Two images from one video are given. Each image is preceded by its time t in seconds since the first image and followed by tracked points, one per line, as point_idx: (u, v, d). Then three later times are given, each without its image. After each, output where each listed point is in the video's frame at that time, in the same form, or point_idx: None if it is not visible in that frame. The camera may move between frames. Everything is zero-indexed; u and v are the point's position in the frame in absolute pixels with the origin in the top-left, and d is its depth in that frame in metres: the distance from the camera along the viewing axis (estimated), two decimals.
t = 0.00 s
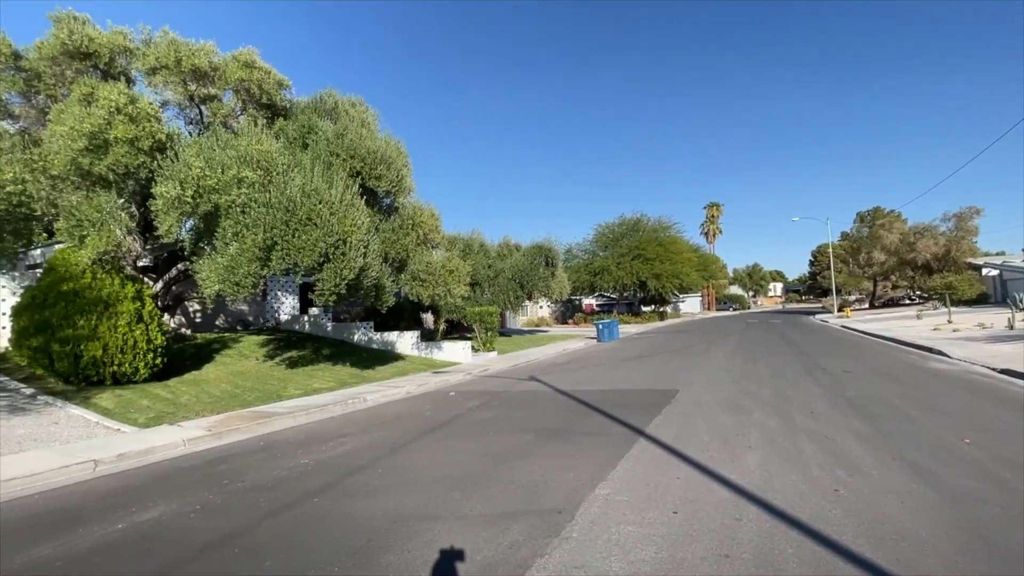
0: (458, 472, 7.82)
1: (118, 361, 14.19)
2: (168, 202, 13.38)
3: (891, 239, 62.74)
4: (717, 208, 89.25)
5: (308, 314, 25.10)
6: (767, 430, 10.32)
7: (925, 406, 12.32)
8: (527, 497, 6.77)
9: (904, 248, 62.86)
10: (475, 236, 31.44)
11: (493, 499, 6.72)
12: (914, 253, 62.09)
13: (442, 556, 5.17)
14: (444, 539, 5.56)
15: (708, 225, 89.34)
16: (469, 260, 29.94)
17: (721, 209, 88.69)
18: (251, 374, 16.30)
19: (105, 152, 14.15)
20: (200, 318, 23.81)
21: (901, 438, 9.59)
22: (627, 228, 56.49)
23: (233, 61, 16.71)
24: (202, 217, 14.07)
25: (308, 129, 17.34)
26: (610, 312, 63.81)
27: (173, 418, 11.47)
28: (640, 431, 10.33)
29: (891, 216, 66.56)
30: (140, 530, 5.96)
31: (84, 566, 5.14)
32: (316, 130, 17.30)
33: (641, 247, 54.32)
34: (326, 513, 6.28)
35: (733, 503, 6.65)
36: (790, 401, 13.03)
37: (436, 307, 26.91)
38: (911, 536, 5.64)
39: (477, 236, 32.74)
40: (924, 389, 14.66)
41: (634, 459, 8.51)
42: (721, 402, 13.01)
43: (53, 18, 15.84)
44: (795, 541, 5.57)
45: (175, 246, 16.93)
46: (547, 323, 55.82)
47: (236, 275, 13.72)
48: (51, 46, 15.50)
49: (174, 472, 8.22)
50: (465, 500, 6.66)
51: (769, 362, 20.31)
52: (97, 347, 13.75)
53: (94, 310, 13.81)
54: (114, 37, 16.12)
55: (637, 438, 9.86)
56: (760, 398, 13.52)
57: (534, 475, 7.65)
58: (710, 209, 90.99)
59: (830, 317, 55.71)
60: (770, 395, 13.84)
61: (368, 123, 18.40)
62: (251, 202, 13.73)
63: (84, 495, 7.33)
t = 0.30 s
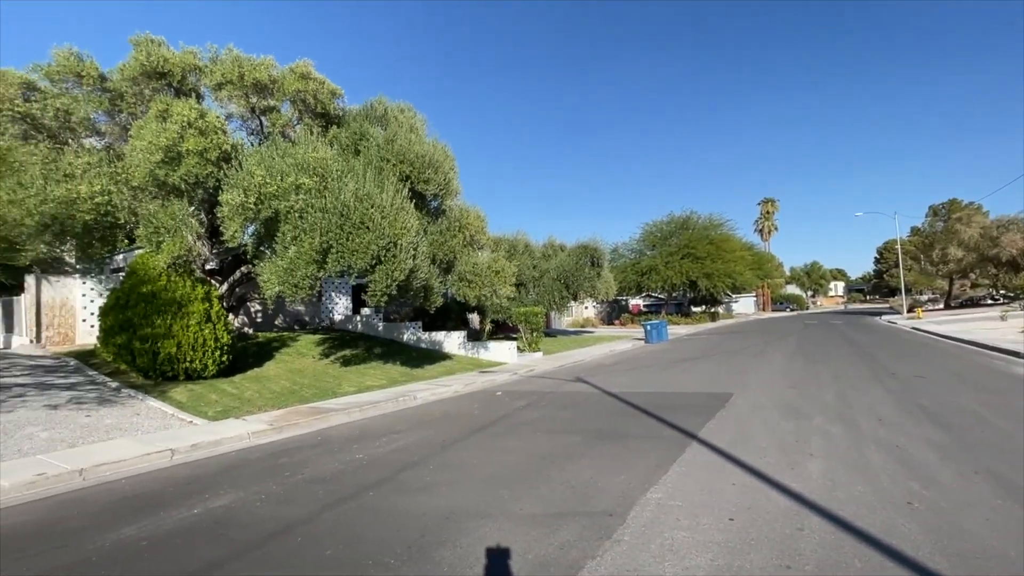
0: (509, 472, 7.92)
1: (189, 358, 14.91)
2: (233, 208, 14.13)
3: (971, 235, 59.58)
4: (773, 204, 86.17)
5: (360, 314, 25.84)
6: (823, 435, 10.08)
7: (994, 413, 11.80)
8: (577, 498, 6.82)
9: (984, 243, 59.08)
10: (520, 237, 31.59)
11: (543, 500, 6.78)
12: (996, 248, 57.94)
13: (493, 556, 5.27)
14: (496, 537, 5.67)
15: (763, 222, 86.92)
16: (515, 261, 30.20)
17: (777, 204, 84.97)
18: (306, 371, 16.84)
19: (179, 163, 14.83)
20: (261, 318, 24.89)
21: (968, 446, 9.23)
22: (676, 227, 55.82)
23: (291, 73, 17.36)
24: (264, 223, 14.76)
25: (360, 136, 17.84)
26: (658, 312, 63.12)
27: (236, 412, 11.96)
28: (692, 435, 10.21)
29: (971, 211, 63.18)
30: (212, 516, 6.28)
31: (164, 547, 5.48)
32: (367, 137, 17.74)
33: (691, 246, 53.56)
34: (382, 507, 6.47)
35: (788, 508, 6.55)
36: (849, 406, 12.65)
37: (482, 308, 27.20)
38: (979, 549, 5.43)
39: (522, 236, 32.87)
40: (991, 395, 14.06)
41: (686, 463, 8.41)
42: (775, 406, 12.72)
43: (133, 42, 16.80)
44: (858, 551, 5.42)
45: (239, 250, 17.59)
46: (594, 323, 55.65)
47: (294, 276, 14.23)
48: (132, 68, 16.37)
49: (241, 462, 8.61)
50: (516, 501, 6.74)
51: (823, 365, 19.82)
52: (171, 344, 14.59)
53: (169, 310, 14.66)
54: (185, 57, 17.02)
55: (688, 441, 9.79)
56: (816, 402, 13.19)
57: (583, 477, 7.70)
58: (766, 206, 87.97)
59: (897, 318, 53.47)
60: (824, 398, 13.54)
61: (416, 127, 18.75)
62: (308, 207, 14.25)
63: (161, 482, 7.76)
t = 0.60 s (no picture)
0: (555, 472, 7.98)
1: (252, 355, 15.48)
2: (290, 214, 14.79)
3: None
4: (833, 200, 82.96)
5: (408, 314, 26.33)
6: (880, 439, 9.79)
7: None
8: (624, 501, 6.78)
9: None
10: (564, 236, 31.58)
11: (590, 502, 6.76)
12: None
13: (538, 557, 5.26)
14: (542, 536, 5.72)
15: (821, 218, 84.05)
16: (559, 261, 30.26)
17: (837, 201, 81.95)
18: (356, 369, 17.24)
19: (241, 172, 15.40)
20: (316, 317, 25.72)
21: None
22: (727, 223, 54.91)
23: (342, 83, 17.83)
24: (318, 227, 15.36)
25: (408, 140, 18.13)
26: (708, 312, 62.17)
27: (292, 407, 12.39)
28: (744, 439, 9.92)
29: None
30: (273, 504, 6.57)
31: (231, 531, 5.79)
32: (413, 142, 18.04)
33: (743, 243, 52.54)
34: (432, 502, 6.63)
35: (842, 515, 6.40)
36: (907, 410, 12.23)
37: (526, 308, 27.32)
38: None
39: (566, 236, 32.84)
40: None
41: (737, 468, 8.19)
42: (831, 410, 12.32)
43: (200, 60, 17.49)
44: (922, 564, 5.16)
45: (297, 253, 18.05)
46: (641, 323, 55.21)
47: (347, 278, 14.63)
48: (200, 84, 16.94)
49: (300, 454, 8.95)
50: (563, 502, 6.74)
51: (878, 368, 19.20)
52: (237, 342, 15.18)
53: (234, 310, 15.24)
54: (247, 71, 17.52)
55: (737, 443, 9.65)
56: (872, 406, 12.78)
57: (630, 479, 7.66)
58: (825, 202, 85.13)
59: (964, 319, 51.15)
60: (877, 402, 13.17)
61: (461, 131, 18.98)
62: (360, 211, 14.69)
63: (227, 471, 8.16)
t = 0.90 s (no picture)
0: (598, 472, 7.99)
1: (301, 352, 15.92)
2: (338, 217, 15.26)
3: None
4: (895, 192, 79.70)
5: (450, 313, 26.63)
6: (933, 444, 9.49)
7: None
8: (667, 505, 6.75)
9: None
10: (605, 235, 31.50)
11: (634, 505, 6.74)
12: None
13: (579, 557, 5.29)
14: (584, 537, 5.74)
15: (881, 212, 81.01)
16: (600, 261, 30.17)
17: (899, 193, 78.84)
18: (401, 367, 17.54)
19: (293, 177, 15.84)
20: (361, 315, 26.32)
21: None
22: (778, 219, 53.65)
23: (386, 89, 18.19)
24: (364, 229, 15.73)
25: (449, 142, 18.34)
26: (756, 311, 61.03)
27: (340, 402, 12.70)
28: (795, 444, 9.68)
29: None
30: (323, 495, 6.80)
31: (283, 519, 6.03)
32: (454, 143, 18.24)
33: (795, 240, 51.29)
34: (475, 498, 6.74)
35: (896, 522, 6.25)
36: (964, 414, 11.78)
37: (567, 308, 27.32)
38: None
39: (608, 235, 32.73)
40: None
41: (788, 474, 8.02)
42: (885, 414, 11.93)
43: (254, 71, 18.07)
44: None
45: (345, 254, 18.45)
46: (687, 323, 54.58)
47: (391, 278, 14.92)
48: (254, 95, 17.65)
49: (350, 448, 9.21)
50: (606, 503, 6.74)
51: (933, 370, 18.51)
52: (288, 339, 15.64)
53: (286, 309, 15.72)
54: (297, 81, 18.07)
55: (784, 447, 9.50)
56: (927, 409, 12.35)
57: (674, 482, 7.63)
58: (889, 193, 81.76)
59: None
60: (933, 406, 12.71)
61: (501, 131, 19.09)
62: (403, 213, 14.97)
63: (281, 462, 8.48)
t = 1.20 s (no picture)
0: (634, 473, 7.98)
1: (341, 350, 16.22)
2: (376, 217, 15.55)
3: None
4: (955, 182, 77.05)
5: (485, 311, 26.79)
6: (981, 450, 9.23)
7: None
8: (708, 507, 6.72)
9: None
10: (640, 233, 31.37)
11: (675, 507, 6.73)
12: None
13: (616, 556, 5.34)
14: (620, 538, 5.75)
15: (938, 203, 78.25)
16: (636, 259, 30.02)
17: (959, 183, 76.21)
18: (438, 365, 17.74)
19: (332, 180, 16.12)
20: (398, 314, 26.69)
21: None
22: (823, 215, 52.60)
23: (421, 90, 18.39)
24: (401, 229, 15.96)
25: (483, 142, 18.47)
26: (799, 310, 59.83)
27: (378, 399, 12.93)
28: (841, 448, 9.51)
29: None
30: (362, 488, 6.95)
31: (323, 510, 6.20)
32: (488, 143, 18.36)
33: (842, 236, 50.17)
34: (510, 496, 6.80)
35: (948, 531, 6.11)
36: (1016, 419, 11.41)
37: (603, 308, 27.23)
38: None
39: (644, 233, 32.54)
40: None
41: (835, 479, 7.89)
42: (932, 419, 11.60)
43: (295, 77, 18.48)
44: None
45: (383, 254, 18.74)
46: (727, 322, 53.84)
47: (427, 278, 15.11)
48: (295, 101, 18.06)
49: (391, 443, 9.38)
50: (648, 504, 6.74)
51: (983, 373, 17.90)
52: (329, 337, 15.97)
53: (327, 308, 16.02)
54: (336, 85, 18.42)
55: (829, 451, 9.34)
56: (976, 413, 11.99)
57: (715, 485, 7.58)
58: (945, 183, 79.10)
59: None
60: (982, 409, 12.32)
61: (535, 130, 19.12)
62: (438, 213, 15.13)
63: (323, 455, 8.69)
